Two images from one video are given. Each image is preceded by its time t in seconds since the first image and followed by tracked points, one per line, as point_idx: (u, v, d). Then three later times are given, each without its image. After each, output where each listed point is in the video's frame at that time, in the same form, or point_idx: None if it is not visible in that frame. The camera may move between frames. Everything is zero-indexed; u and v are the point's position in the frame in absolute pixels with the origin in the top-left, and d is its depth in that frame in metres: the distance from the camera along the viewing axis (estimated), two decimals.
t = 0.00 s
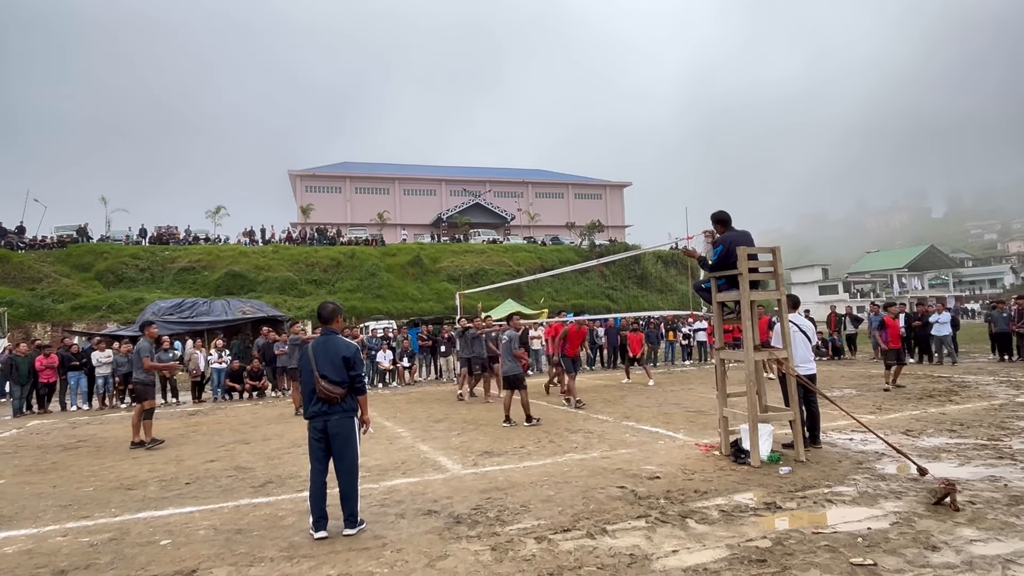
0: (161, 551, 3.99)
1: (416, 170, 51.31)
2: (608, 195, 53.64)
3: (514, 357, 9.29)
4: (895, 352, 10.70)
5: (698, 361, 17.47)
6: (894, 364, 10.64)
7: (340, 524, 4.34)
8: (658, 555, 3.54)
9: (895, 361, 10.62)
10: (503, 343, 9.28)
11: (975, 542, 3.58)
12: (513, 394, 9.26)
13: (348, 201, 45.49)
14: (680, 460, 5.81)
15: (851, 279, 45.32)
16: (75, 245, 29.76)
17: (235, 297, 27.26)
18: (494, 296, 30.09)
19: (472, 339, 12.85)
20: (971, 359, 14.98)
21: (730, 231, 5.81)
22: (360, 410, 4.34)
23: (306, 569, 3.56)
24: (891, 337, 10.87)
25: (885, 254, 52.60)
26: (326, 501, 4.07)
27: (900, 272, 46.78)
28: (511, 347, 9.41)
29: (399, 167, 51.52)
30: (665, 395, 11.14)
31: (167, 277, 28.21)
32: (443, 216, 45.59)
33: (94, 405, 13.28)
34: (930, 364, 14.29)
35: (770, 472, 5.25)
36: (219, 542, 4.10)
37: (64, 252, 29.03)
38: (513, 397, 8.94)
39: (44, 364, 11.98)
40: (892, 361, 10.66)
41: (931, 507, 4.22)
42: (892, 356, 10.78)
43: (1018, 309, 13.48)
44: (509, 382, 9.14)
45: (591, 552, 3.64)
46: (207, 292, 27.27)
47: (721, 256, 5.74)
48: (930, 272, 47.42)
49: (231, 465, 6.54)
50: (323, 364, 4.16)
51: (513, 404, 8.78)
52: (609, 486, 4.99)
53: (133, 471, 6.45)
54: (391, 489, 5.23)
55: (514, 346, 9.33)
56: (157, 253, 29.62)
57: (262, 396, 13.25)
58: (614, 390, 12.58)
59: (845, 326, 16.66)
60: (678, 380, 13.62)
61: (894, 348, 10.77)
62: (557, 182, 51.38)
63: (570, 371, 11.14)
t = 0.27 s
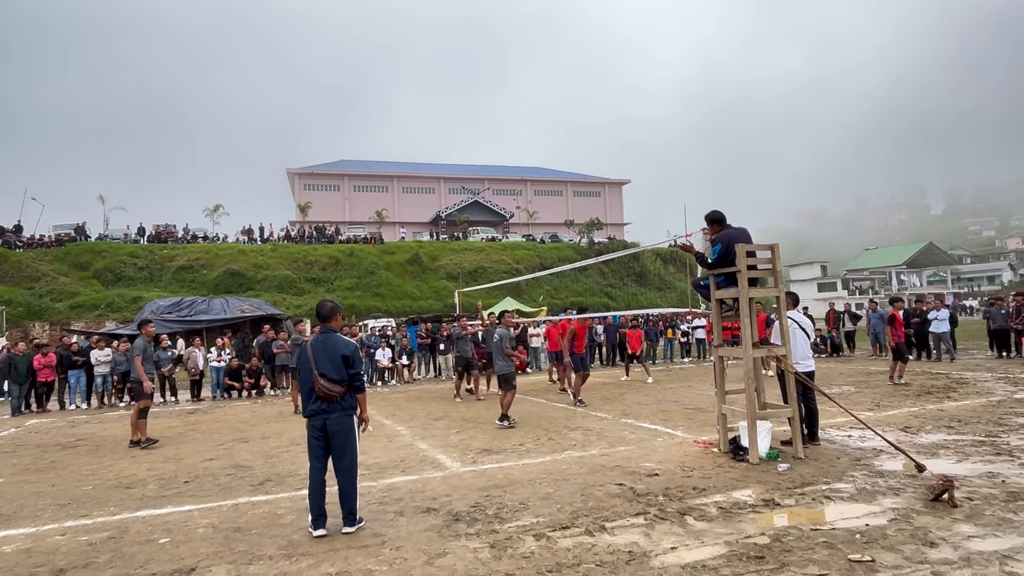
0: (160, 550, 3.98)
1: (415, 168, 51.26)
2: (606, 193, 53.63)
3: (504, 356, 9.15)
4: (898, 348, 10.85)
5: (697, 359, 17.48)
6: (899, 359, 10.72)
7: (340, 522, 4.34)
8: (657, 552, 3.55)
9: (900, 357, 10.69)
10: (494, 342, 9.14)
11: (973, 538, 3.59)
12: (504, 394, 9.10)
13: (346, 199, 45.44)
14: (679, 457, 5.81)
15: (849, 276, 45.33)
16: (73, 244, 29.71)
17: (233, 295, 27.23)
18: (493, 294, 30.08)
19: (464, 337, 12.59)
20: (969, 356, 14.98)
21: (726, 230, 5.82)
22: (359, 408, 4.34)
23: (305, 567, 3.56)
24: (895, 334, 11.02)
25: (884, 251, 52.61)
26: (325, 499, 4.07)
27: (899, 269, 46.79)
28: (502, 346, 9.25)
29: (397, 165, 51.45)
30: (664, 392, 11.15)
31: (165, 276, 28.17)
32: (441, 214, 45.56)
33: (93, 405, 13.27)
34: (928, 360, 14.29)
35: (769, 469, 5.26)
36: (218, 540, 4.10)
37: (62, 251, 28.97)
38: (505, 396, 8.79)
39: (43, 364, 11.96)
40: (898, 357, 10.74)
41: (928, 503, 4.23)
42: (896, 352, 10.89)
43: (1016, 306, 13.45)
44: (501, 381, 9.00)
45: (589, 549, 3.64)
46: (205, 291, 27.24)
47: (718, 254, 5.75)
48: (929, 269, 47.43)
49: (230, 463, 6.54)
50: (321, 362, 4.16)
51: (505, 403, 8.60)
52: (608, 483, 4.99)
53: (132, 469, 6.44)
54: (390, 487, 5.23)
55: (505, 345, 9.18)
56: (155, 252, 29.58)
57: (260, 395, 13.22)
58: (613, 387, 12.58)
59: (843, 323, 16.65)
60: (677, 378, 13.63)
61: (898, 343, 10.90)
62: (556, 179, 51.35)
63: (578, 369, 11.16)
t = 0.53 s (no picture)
0: (159, 546, 3.99)
1: (414, 164, 51.18)
2: (605, 189, 53.58)
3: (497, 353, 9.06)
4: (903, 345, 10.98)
5: (696, 355, 17.50)
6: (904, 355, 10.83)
7: (339, 519, 4.34)
8: (656, 548, 3.55)
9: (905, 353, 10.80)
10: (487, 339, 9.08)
11: (971, 533, 3.59)
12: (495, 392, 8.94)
13: (345, 195, 45.37)
14: (678, 453, 5.82)
15: (848, 272, 45.34)
16: (72, 241, 29.66)
17: (232, 292, 27.21)
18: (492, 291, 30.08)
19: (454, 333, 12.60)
20: (968, 352, 15.00)
21: (724, 226, 5.81)
22: (359, 405, 4.34)
23: (304, 564, 3.57)
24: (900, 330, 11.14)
25: (883, 247, 52.63)
26: (325, 496, 4.07)
27: (897, 265, 46.79)
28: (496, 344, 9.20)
29: (396, 162, 51.37)
30: (663, 388, 11.15)
31: (164, 273, 28.13)
32: (441, 211, 45.50)
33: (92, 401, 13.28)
34: (926, 356, 14.30)
35: (768, 464, 5.27)
36: (218, 537, 4.10)
37: (60, 248, 28.91)
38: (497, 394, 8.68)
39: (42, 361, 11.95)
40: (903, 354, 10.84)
41: (927, 499, 4.24)
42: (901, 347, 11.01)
43: (1015, 302, 13.42)
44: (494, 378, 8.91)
45: (588, 545, 3.64)
46: (204, 288, 27.22)
47: (715, 251, 5.74)
48: (928, 265, 47.44)
49: (229, 460, 6.54)
50: (320, 359, 4.15)
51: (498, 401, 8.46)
52: (607, 479, 4.99)
53: (131, 466, 6.45)
54: (389, 484, 5.23)
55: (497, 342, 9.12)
56: (154, 249, 29.54)
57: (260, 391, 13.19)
58: (612, 384, 12.59)
59: (842, 319, 16.66)
60: (676, 374, 13.65)
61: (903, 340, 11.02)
62: (555, 176, 51.30)
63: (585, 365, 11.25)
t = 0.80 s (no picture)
0: (159, 541, 3.99)
1: (413, 160, 51.09)
2: (605, 185, 53.51)
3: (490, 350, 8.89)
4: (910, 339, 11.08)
5: (695, 351, 17.53)
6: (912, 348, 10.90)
7: (339, 514, 4.35)
8: (654, 543, 3.56)
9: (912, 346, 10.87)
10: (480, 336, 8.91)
11: (969, 528, 3.60)
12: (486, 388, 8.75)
13: (344, 191, 45.28)
14: (677, 448, 5.83)
15: (847, 268, 45.35)
16: (70, 237, 29.61)
17: (232, 288, 27.19)
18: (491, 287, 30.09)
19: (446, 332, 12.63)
20: (966, 348, 15.01)
21: (723, 222, 5.80)
22: (359, 400, 4.34)
23: (304, 559, 3.58)
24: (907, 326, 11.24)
25: (882, 243, 52.61)
26: (325, 491, 4.08)
27: (897, 260, 46.78)
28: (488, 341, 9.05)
29: (396, 157, 51.27)
30: (662, 384, 11.17)
31: (163, 269, 28.10)
32: (440, 206, 45.43)
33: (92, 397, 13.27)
34: (925, 352, 14.29)
35: (766, 460, 5.28)
36: (217, 532, 4.11)
37: (59, 243, 28.86)
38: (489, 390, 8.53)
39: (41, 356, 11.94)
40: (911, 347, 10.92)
41: (925, 494, 4.25)
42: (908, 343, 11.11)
43: (1015, 298, 13.35)
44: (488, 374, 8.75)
45: (588, 540, 3.65)
46: (204, 283, 27.20)
47: (714, 247, 5.74)
48: (927, 260, 47.44)
49: (229, 455, 6.55)
50: (320, 355, 4.15)
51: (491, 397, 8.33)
52: (606, 474, 5.01)
53: (130, 462, 6.45)
54: (389, 479, 5.24)
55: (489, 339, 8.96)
56: (153, 244, 29.50)
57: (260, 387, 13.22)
58: (612, 379, 12.61)
59: (841, 314, 16.68)
60: (675, 369, 13.66)
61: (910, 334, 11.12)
62: (554, 171, 51.22)
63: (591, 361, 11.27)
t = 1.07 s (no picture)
0: (160, 535, 4.01)
1: (413, 154, 50.98)
2: (605, 179, 53.42)
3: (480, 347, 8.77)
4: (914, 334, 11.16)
5: (694, 346, 17.56)
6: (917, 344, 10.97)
7: (339, 507, 4.36)
8: (653, 537, 3.57)
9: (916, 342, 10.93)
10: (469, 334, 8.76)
11: (966, 522, 3.62)
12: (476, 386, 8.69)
13: (344, 185, 45.19)
14: (676, 443, 5.85)
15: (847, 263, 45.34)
16: (69, 231, 29.56)
17: (231, 282, 27.18)
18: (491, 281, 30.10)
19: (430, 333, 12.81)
20: (965, 343, 15.05)
21: (723, 217, 5.80)
22: (359, 395, 4.35)
23: (304, 552, 3.59)
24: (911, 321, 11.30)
25: (882, 238, 52.59)
26: (324, 485, 4.09)
27: (896, 255, 46.77)
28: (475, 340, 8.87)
29: (395, 151, 51.18)
30: (662, 379, 11.20)
31: (162, 263, 28.07)
32: (439, 201, 45.37)
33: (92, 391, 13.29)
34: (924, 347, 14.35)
35: (765, 454, 5.30)
36: (217, 526, 4.12)
37: (58, 237, 28.83)
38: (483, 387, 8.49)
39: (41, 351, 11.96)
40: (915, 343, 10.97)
41: (923, 488, 4.27)
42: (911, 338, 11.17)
43: (1014, 293, 13.44)
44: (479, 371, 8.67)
45: (587, 534, 3.67)
46: (203, 278, 27.18)
47: (714, 241, 5.74)
48: (927, 255, 47.43)
49: (229, 449, 6.56)
50: (319, 349, 4.15)
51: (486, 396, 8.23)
52: (605, 469, 5.02)
53: (131, 455, 6.47)
54: (388, 473, 5.25)
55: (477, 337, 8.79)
56: (152, 238, 29.47)
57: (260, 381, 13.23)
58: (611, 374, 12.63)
59: (840, 310, 16.71)
60: (674, 364, 13.69)
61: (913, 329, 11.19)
62: (554, 166, 51.13)
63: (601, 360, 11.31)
